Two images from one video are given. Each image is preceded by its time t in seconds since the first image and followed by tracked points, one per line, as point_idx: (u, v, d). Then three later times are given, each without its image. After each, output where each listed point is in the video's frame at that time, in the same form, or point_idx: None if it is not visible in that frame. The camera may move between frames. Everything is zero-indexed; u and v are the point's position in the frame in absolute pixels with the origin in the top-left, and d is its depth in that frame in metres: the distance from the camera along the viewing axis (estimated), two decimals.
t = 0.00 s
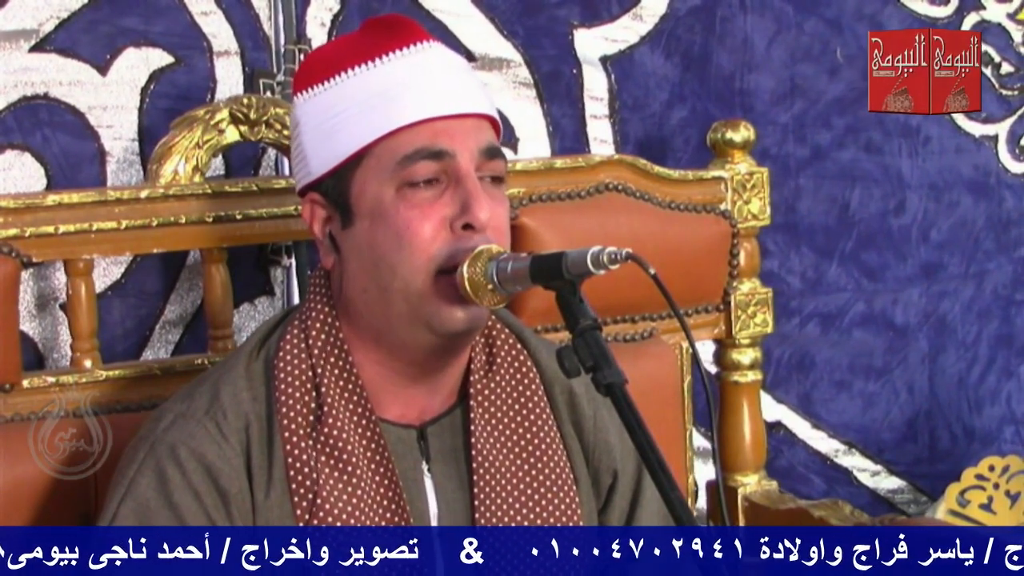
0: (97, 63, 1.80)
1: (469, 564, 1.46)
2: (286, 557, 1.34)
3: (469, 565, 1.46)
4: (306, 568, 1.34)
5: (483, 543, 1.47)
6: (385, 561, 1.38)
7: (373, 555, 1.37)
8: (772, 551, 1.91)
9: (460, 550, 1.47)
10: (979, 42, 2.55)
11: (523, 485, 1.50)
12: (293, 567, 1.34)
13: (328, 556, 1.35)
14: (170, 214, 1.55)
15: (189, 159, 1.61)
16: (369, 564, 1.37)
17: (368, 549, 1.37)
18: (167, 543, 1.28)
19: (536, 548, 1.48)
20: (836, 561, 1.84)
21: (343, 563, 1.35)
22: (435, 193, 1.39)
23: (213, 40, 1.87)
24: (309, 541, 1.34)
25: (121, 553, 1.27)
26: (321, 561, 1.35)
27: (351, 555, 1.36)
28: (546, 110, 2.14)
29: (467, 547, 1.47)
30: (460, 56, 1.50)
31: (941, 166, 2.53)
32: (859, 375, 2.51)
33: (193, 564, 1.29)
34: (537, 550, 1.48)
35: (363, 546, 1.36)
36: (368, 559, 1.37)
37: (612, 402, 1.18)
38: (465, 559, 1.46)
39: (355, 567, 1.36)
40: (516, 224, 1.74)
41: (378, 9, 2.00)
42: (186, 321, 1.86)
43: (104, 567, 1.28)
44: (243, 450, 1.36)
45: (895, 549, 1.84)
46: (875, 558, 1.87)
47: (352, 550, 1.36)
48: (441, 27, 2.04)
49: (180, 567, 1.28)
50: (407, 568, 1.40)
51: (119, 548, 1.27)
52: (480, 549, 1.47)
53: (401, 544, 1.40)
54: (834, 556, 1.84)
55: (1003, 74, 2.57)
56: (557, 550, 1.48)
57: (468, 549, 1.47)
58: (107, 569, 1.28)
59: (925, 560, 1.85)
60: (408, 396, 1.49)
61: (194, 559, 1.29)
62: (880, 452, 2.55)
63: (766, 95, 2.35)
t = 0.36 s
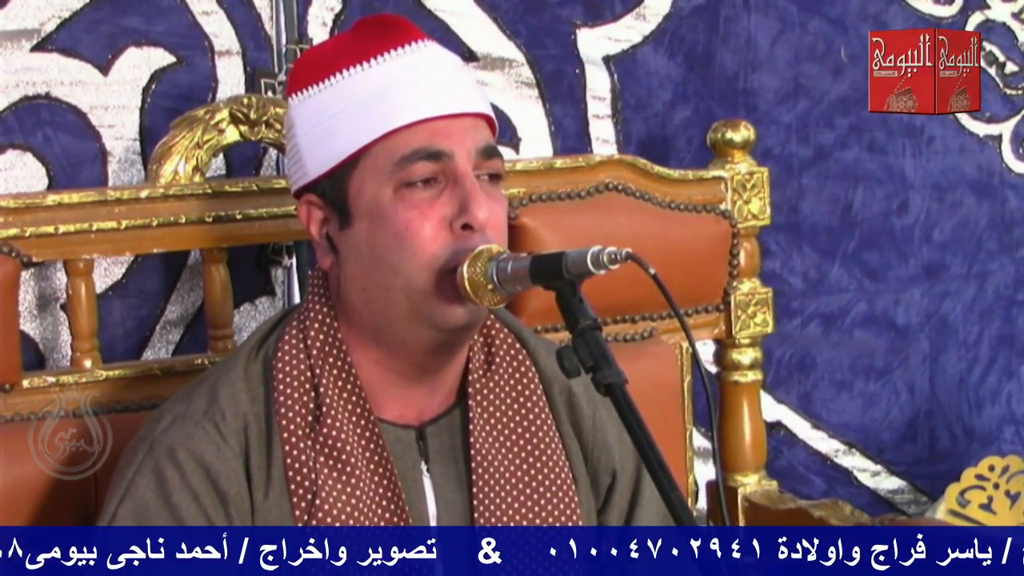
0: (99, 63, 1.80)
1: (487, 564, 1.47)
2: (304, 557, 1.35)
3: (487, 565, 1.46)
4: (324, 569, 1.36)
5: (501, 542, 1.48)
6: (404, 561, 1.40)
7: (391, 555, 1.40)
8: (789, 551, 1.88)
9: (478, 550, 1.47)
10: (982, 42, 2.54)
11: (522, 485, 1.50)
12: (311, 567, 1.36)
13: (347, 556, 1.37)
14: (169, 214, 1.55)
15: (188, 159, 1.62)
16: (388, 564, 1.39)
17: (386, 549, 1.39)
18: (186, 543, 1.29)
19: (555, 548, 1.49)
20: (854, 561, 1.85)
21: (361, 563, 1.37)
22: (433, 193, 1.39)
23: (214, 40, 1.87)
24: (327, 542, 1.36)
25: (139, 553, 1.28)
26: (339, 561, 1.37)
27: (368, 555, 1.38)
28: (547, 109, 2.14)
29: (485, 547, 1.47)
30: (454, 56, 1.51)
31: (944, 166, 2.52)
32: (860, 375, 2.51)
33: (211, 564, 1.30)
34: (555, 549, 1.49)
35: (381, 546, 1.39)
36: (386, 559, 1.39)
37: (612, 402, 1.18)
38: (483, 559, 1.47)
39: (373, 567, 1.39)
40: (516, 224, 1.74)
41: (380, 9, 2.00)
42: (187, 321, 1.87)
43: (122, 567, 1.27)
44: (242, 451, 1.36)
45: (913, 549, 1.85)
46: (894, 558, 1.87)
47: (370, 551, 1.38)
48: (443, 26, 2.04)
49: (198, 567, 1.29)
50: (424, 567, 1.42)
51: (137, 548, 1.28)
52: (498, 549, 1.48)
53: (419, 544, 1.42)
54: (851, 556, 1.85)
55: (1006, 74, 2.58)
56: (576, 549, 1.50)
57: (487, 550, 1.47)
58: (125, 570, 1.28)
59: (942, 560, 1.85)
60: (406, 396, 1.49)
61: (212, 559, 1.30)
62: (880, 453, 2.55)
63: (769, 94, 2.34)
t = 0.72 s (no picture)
0: (98, 63, 1.80)
1: (505, 564, 1.47)
2: (321, 557, 1.36)
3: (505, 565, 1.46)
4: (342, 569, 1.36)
5: (519, 542, 1.48)
6: (421, 561, 1.42)
7: (408, 555, 1.41)
8: (808, 552, 1.86)
9: (496, 550, 1.47)
10: (978, 42, 2.55)
11: (521, 486, 1.50)
12: (329, 567, 1.36)
13: (365, 555, 1.38)
14: (169, 214, 1.55)
15: (188, 159, 1.61)
16: (405, 564, 1.41)
17: (405, 549, 1.41)
18: (205, 543, 1.29)
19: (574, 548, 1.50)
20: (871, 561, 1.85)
21: (379, 563, 1.39)
22: (432, 193, 1.39)
23: (213, 40, 1.87)
24: (344, 542, 1.36)
25: (156, 553, 1.27)
26: (357, 561, 1.37)
27: (386, 555, 1.40)
28: (546, 110, 2.14)
29: (504, 547, 1.47)
30: (452, 56, 1.50)
31: (940, 166, 2.53)
32: (859, 375, 2.51)
33: (229, 564, 1.30)
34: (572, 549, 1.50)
35: (399, 547, 1.41)
36: (404, 559, 1.41)
37: (612, 402, 1.18)
38: (500, 559, 1.47)
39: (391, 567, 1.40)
40: (515, 224, 1.74)
41: (378, 9, 2.00)
42: (187, 321, 1.86)
43: (141, 567, 1.27)
44: (240, 452, 1.36)
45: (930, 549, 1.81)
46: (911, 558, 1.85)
47: (388, 551, 1.40)
48: (441, 27, 2.04)
49: (217, 567, 1.29)
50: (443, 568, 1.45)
51: (156, 548, 1.27)
52: (516, 549, 1.48)
53: (437, 544, 1.45)
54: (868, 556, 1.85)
55: (1001, 75, 2.57)
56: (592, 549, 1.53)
57: (504, 550, 1.47)
58: (144, 570, 1.27)
59: (960, 560, 1.81)
60: (406, 397, 1.49)
61: (231, 559, 1.31)
62: (880, 453, 2.55)
63: (766, 95, 2.35)
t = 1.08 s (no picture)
0: (95, 64, 1.80)
1: (524, 564, 1.48)
2: (340, 557, 1.36)
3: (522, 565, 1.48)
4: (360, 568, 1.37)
5: (537, 542, 1.48)
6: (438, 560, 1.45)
7: (427, 555, 1.44)
8: (825, 551, 1.84)
9: (514, 550, 1.48)
10: (976, 42, 2.55)
11: (521, 487, 1.49)
12: (348, 567, 1.37)
13: (383, 556, 1.39)
14: (169, 214, 1.54)
15: (189, 159, 1.61)
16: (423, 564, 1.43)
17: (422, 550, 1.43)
18: (221, 543, 1.30)
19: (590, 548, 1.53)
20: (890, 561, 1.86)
21: (397, 562, 1.40)
22: (432, 194, 1.38)
23: (210, 40, 1.87)
24: (362, 542, 1.37)
25: (175, 553, 1.28)
26: (376, 561, 1.39)
27: (404, 555, 1.41)
28: (544, 110, 2.14)
29: (523, 547, 1.48)
30: (453, 56, 1.50)
31: (938, 166, 2.53)
32: (858, 375, 2.51)
33: (247, 563, 1.32)
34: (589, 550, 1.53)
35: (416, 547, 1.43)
36: (422, 560, 1.43)
37: (612, 402, 1.18)
38: (517, 559, 1.48)
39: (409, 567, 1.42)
40: (515, 224, 1.74)
41: (375, 10, 2.00)
42: (185, 321, 1.86)
43: (158, 567, 1.28)
44: (240, 453, 1.36)
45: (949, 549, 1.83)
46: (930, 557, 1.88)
47: (406, 551, 1.41)
48: (438, 27, 2.04)
49: (234, 566, 1.31)
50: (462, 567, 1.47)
51: (174, 548, 1.28)
52: (533, 549, 1.48)
53: (454, 544, 1.47)
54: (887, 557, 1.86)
55: (999, 75, 2.57)
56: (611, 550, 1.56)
57: (522, 550, 1.48)
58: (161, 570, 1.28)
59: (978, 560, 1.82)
60: (406, 398, 1.49)
61: (249, 559, 1.33)
62: (880, 452, 2.55)
63: (763, 95, 2.35)
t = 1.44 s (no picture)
0: (93, 64, 1.79)
1: (541, 564, 1.49)
2: (358, 557, 1.37)
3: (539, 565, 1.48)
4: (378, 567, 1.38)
5: (554, 542, 1.49)
6: (457, 560, 1.46)
7: (446, 555, 1.45)
8: (843, 551, 1.84)
9: (532, 550, 1.48)
10: (976, 42, 2.55)
11: (522, 487, 1.49)
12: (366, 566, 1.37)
13: (400, 556, 1.40)
14: (169, 214, 1.54)
15: (189, 159, 1.61)
16: (442, 564, 1.44)
17: (440, 550, 1.45)
18: (239, 543, 1.32)
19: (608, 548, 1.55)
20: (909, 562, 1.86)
21: (415, 563, 1.41)
22: (432, 193, 1.38)
23: (208, 41, 1.86)
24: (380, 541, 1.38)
25: (193, 553, 1.29)
26: (394, 561, 1.39)
27: (422, 555, 1.42)
28: (542, 110, 2.14)
29: (541, 547, 1.48)
30: (453, 57, 1.50)
31: (937, 166, 2.53)
32: (858, 374, 2.51)
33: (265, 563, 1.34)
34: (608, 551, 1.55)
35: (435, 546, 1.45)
36: (440, 559, 1.44)
37: (612, 402, 1.18)
38: (535, 559, 1.49)
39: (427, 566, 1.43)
40: (515, 224, 1.74)
41: (373, 10, 2.00)
42: (184, 320, 1.86)
43: (176, 567, 1.28)
44: (240, 453, 1.36)
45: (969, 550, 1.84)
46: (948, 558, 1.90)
47: (424, 551, 1.42)
48: (437, 27, 2.04)
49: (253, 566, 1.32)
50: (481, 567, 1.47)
51: (192, 548, 1.29)
52: (552, 549, 1.49)
53: (473, 544, 1.46)
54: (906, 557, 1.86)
55: (998, 75, 2.57)
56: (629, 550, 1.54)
57: (540, 550, 1.49)
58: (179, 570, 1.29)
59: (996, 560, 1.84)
60: (406, 398, 1.49)
61: (268, 559, 1.34)
62: (880, 452, 2.55)
63: (761, 95, 2.35)
